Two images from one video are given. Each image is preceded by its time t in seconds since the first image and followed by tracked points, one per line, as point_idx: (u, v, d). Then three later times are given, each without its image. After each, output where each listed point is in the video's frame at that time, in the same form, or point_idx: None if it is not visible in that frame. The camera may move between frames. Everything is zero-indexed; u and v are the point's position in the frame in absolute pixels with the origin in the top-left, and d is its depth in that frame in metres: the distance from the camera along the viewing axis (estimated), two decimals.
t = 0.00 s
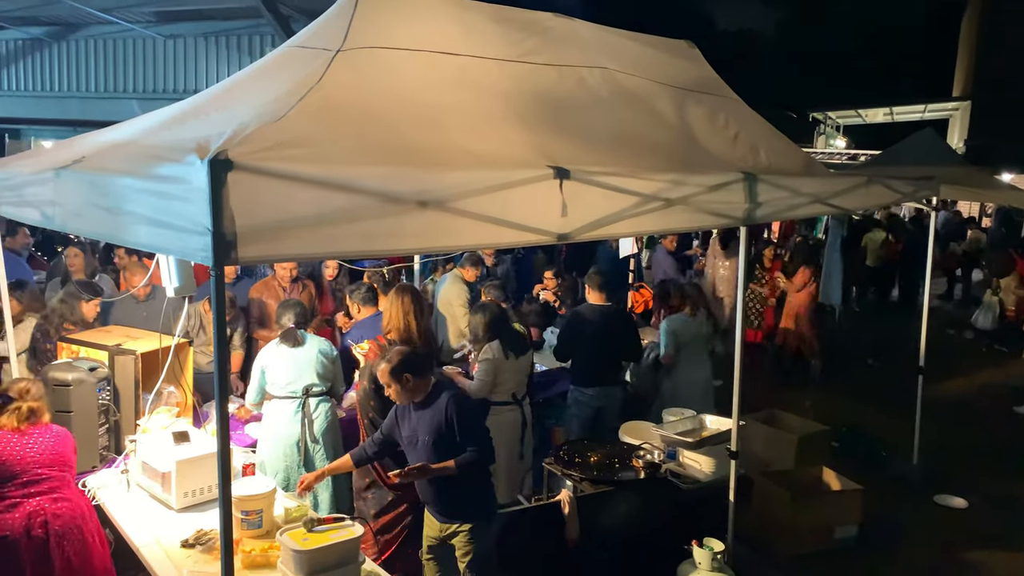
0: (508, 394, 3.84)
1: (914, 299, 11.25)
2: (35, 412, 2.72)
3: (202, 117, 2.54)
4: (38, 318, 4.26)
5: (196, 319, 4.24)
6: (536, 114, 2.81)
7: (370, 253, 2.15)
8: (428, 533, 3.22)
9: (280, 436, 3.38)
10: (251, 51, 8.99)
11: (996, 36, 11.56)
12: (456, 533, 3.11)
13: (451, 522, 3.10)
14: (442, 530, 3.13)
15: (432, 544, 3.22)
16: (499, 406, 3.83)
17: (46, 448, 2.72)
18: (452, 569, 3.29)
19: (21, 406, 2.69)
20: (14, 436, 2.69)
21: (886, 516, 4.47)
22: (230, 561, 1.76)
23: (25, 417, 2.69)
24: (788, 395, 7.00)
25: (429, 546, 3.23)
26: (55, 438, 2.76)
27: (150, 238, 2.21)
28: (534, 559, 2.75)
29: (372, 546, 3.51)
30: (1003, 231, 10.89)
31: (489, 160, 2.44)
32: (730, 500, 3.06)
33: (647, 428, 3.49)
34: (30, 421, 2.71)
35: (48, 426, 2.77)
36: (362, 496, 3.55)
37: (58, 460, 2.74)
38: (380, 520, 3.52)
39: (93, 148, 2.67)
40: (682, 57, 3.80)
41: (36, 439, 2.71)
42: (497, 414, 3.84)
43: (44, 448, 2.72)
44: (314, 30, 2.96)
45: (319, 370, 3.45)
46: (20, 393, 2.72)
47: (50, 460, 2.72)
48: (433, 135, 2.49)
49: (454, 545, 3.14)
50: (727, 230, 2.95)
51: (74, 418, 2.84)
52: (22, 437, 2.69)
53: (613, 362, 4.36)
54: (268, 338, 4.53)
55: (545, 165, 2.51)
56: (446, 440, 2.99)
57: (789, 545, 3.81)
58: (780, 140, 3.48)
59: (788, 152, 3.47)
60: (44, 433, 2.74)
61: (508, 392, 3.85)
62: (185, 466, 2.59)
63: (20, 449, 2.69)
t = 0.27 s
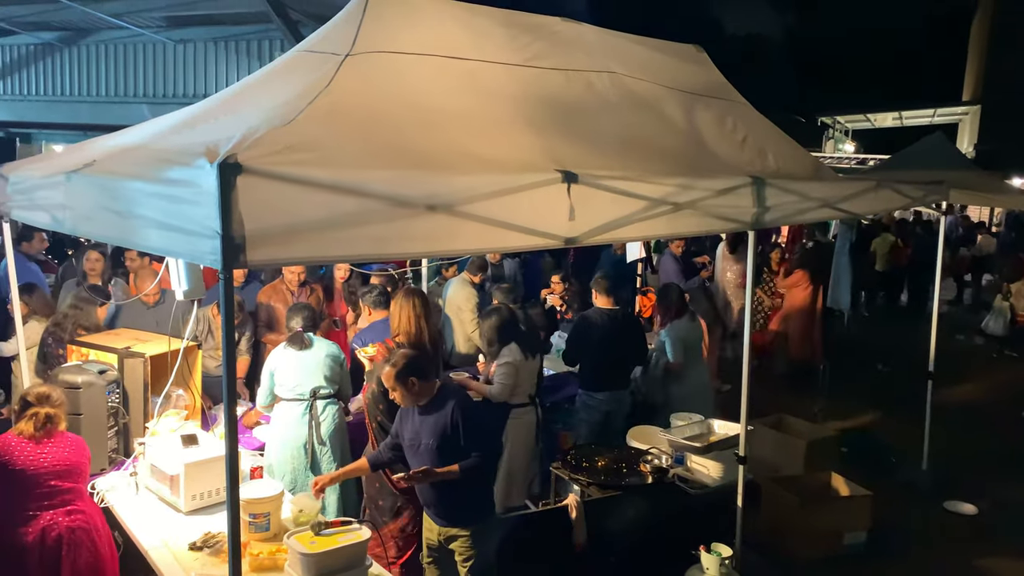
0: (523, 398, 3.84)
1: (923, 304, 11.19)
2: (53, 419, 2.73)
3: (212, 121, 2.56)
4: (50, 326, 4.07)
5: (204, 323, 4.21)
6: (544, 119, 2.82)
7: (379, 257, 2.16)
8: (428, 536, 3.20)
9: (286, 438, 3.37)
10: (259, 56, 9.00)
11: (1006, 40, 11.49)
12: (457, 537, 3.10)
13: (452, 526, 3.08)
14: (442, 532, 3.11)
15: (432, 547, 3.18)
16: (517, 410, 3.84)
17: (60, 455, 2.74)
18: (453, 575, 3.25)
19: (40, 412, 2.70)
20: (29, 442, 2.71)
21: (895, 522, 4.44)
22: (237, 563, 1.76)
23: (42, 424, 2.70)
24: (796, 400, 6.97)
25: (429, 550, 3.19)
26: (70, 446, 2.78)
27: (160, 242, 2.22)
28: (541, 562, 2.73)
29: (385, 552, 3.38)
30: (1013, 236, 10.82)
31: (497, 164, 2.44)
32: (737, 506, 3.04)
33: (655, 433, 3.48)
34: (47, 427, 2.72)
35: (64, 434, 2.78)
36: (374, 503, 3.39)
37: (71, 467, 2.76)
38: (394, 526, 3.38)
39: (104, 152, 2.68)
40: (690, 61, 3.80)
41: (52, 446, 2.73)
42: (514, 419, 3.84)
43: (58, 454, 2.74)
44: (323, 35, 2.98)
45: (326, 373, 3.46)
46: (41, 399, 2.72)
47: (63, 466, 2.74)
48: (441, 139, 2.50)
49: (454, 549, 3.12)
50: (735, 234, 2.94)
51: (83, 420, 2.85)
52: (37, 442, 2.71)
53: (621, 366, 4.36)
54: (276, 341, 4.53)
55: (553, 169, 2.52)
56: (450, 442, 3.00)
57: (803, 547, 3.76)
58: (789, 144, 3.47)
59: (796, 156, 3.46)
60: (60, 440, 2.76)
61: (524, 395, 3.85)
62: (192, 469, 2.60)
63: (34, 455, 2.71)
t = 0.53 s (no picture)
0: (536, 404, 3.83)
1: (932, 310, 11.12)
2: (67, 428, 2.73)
3: (222, 126, 2.57)
4: (59, 330, 4.33)
5: (212, 328, 4.22)
6: (552, 124, 2.82)
7: (387, 262, 2.16)
8: (433, 541, 3.22)
9: (295, 441, 3.38)
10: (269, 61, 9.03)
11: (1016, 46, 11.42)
12: (458, 543, 3.12)
13: (455, 533, 3.10)
14: (444, 538, 3.14)
15: (437, 552, 3.21)
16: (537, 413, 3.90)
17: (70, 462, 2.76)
18: None
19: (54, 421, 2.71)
20: (44, 447, 2.74)
21: (904, 530, 4.41)
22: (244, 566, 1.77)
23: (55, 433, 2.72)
24: (804, 407, 6.93)
25: (435, 555, 3.21)
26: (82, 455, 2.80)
27: (170, 246, 2.23)
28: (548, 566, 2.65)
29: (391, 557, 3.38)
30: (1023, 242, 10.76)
31: (505, 169, 2.45)
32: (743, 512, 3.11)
33: (662, 439, 3.46)
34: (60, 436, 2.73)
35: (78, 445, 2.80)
36: (382, 508, 3.35)
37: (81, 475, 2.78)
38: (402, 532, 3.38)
39: (115, 157, 2.70)
40: (699, 67, 3.80)
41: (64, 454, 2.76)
42: (535, 424, 3.89)
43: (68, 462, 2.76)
44: (332, 40, 2.99)
45: (335, 376, 3.47)
46: (61, 409, 2.73)
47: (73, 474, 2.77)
48: (450, 145, 2.51)
49: (455, 555, 3.15)
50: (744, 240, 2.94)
51: (92, 423, 2.87)
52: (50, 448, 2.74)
53: (630, 371, 4.37)
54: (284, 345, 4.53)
55: (561, 174, 2.52)
56: (456, 447, 2.99)
57: (811, 555, 3.74)
58: (797, 150, 3.46)
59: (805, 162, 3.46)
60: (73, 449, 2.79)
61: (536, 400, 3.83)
62: (201, 473, 2.60)
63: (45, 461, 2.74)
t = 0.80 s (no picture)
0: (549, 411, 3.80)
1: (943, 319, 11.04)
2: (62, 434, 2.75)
3: (234, 133, 2.59)
4: (66, 333, 4.25)
5: (222, 333, 4.24)
6: (562, 131, 2.83)
7: (396, 268, 2.17)
8: (439, 548, 3.20)
9: (304, 446, 3.38)
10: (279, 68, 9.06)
11: None
12: (465, 551, 3.09)
13: (461, 539, 3.08)
14: (452, 545, 3.12)
15: (442, 559, 3.19)
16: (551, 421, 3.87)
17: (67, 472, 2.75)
18: None
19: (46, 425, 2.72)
20: (38, 456, 2.73)
21: (915, 540, 4.37)
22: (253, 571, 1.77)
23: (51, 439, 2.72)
24: (814, 415, 6.89)
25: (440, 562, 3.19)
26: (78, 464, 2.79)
27: (181, 252, 2.25)
28: None
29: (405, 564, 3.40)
30: None
31: (515, 176, 2.46)
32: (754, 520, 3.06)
33: (672, 446, 3.44)
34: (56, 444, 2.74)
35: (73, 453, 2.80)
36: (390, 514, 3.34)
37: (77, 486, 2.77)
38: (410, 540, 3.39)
39: (127, 163, 2.72)
40: (709, 75, 3.79)
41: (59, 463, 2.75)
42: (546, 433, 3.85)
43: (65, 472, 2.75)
44: (343, 48, 3.01)
45: (345, 382, 3.48)
46: (51, 415, 2.76)
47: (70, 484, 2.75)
48: (459, 152, 2.51)
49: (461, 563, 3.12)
50: (754, 247, 2.93)
51: (103, 428, 2.89)
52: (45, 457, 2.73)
53: (638, 378, 4.36)
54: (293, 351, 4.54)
55: (570, 181, 2.53)
56: (467, 455, 2.99)
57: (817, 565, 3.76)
58: (807, 159, 3.45)
59: (814, 169, 3.45)
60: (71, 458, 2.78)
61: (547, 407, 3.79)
62: (211, 477, 2.61)
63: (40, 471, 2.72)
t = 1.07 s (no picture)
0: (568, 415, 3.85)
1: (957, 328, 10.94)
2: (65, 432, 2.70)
3: (249, 141, 2.61)
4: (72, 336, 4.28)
5: (237, 338, 4.27)
6: (575, 139, 2.83)
7: (410, 275, 2.18)
8: (451, 555, 3.20)
9: (317, 452, 3.38)
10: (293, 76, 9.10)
11: None
12: (478, 559, 3.10)
13: (474, 547, 3.09)
14: (464, 553, 3.12)
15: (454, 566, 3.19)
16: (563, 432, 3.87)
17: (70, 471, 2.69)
18: None
19: (44, 426, 2.64)
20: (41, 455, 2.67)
21: (931, 552, 4.32)
22: None
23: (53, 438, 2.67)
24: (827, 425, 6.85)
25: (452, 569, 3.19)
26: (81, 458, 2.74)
27: (197, 258, 2.27)
28: None
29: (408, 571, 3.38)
30: None
31: (527, 184, 2.47)
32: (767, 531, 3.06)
33: (684, 455, 3.39)
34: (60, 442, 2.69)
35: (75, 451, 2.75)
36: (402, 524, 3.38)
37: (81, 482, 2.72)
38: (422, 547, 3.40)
39: (143, 170, 2.74)
40: (722, 83, 3.79)
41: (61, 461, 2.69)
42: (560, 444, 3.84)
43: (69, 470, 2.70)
44: (357, 56, 3.03)
45: (358, 388, 3.48)
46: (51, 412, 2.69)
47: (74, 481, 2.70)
48: (472, 160, 2.52)
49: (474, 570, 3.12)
50: (767, 256, 2.93)
51: (117, 433, 2.90)
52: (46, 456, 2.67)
53: (650, 386, 4.35)
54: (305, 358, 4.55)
55: (583, 189, 2.53)
56: (480, 463, 2.99)
57: None
58: (820, 167, 3.44)
59: (828, 177, 3.44)
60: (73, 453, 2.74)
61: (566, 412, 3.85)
62: (224, 482, 2.62)
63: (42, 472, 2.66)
